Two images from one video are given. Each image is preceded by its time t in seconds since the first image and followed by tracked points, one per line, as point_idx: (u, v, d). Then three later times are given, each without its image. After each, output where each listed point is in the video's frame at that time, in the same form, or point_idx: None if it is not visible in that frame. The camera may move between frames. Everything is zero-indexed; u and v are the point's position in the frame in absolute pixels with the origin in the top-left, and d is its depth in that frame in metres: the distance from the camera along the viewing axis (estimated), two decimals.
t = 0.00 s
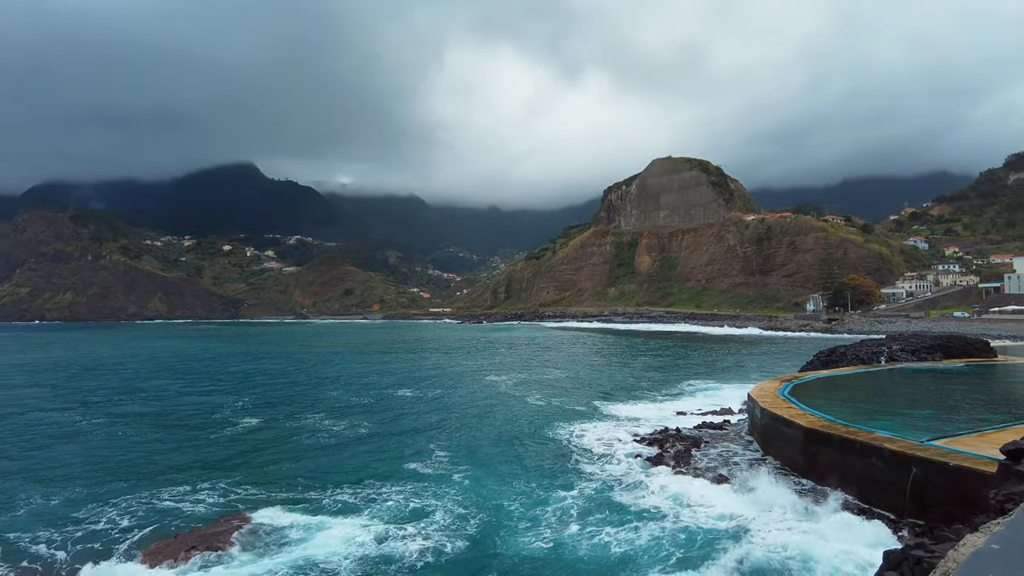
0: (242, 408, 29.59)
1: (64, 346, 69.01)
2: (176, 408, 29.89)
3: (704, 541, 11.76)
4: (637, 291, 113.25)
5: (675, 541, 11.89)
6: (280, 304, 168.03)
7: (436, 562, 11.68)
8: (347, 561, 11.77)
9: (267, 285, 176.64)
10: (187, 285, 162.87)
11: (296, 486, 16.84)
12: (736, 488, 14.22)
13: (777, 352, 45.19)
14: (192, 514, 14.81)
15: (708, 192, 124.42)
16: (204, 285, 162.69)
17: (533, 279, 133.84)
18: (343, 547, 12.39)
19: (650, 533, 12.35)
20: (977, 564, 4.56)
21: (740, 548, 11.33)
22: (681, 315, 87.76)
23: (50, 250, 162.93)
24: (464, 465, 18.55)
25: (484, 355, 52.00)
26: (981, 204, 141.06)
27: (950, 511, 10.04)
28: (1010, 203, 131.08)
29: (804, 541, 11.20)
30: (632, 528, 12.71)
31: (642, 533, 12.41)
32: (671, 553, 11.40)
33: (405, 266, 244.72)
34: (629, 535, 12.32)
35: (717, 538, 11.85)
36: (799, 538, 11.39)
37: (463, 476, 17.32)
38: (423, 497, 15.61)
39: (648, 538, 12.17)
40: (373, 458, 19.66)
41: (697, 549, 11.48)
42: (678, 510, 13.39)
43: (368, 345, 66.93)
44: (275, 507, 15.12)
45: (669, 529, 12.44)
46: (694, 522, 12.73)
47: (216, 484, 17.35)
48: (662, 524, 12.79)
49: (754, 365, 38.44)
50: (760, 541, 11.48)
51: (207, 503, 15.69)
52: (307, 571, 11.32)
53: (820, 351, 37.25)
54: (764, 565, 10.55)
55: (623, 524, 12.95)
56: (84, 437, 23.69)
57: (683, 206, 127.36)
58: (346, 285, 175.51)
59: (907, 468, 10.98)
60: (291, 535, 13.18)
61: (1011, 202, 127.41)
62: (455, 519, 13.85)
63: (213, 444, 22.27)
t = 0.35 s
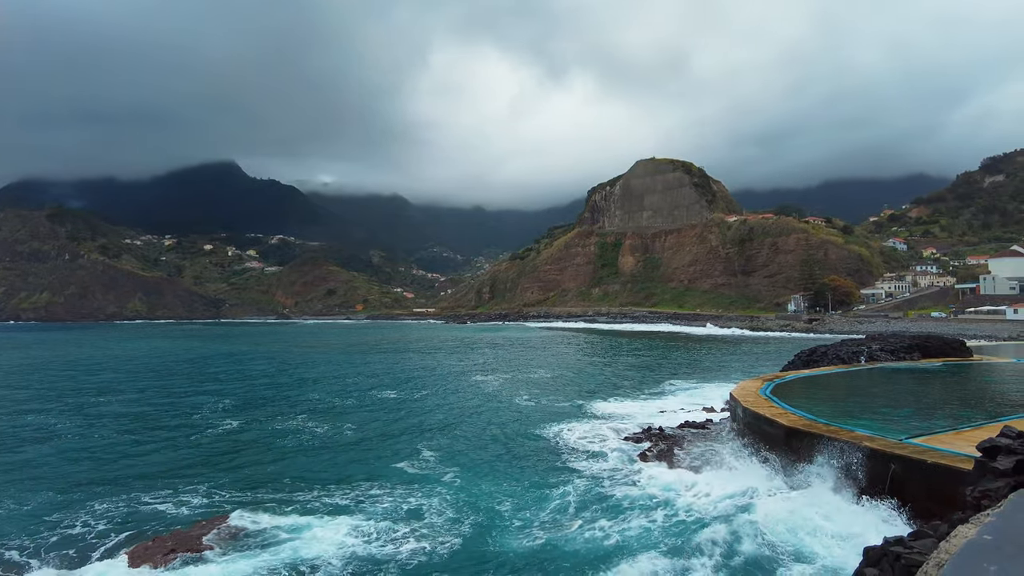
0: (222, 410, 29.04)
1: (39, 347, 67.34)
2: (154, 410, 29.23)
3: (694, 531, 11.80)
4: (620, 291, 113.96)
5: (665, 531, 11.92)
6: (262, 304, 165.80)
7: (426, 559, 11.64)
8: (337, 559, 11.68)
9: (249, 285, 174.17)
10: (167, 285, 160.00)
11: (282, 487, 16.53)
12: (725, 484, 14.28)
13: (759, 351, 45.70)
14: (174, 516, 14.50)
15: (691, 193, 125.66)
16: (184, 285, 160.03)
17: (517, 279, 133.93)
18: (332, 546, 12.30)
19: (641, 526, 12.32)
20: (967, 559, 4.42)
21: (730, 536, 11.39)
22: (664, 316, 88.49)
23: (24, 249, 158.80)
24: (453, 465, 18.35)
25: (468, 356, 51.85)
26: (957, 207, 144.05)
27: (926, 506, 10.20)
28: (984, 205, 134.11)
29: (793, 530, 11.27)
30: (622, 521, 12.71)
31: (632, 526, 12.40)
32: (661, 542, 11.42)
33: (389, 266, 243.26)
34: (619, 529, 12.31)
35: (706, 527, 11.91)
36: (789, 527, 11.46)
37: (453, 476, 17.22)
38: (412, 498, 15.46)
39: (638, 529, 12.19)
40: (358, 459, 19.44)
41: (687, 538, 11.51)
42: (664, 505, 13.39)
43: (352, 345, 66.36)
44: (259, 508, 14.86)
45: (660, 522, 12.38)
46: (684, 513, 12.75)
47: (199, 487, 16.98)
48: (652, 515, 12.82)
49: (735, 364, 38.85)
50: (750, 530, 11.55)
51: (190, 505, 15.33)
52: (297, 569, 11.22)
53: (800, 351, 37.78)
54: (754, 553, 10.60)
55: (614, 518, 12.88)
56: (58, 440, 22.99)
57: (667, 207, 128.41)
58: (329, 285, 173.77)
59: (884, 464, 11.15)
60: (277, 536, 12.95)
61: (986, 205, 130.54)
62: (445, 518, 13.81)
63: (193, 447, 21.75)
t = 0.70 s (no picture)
0: (199, 412, 28.38)
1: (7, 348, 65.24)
2: (129, 412, 28.43)
3: (676, 521, 11.90)
4: (602, 292, 114.59)
5: (648, 522, 12.01)
6: (240, 305, 162.96)
7: (415, 552, 11.67)
8: (324, 554, 11.65)
9: (227, 285, 171.11)
10: (143, 284, 156.41)
11: (264, 489, 16.22)
12: (708, 474, 14.40)
13: (739, 351, 46.32)
14: (151, 520, 14.08)
15: (671, 195, 126.96)
16: (160, 284, 156.59)
17: (499, 279, 133.84)
18: (319, 542, 12.24)
19: (627, 519, 12.37)
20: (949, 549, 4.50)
21: (712, 525, 11.52)
22: (645, 316, 89.15)
23: None
24: (437, 465, 18.23)
25: (451, 356, 51.55)
26: (929, 209, 147.76)
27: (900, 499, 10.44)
28: (956, 208, 137.78)
29: (775, 519, 11.41)
30: (606, 513, 12.78)
31: (618, 519, 12.44)
32: (643, 533, 11.52)
33: (369, 266, 241.03)
34: (605, 522, 12.35)
35: (689, 517, 12.04)
36: (771, 515, 11.60)
37: (437, 475, 17.12)
38: (399, 496, 15.33)
39: (622, 521, 12.26)
40: (340, 460, 19.20)
41: (669, 528, 11.62)
42: (649, 498, 13.45)
43: (331, 345, 65.57)
44: (238, 510, 14.61)
45: (647, 516, 12.44)
46: (668, 505, 12.85)
47: (177, 490, 16.54)
48: (636, 508, 12.89)
49: (715, 364, 39.29)
50: (732, 520, 11.67)
51: (168, 508, 14.94)
52: (285, 565, 11.18)
53: (777, 351, 38.37)
54: (735, 541, 10.73)
55: (599, 513, 12.90)
56: (27, 444, 22.18)
57: (647, 208, 129.45)
58: (308, 285, 171.51)
59: (862, 462, 11.35)
60: (261, 537, 12.70)
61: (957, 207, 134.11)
62: (433, 514, 13.83)
63: (170, 449, 21.20)
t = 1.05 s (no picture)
0: (174, 412, 27.70)
1: None
2: (101, 412, 27.65)
3: (655, 518, 11.81)
4: (582, 290, 115.07)
5: (625, 518, 11.95)
6: (217, 303, 159.78)
7: (397, 545, 11.74)
8: (309, 548, 11.63)
9: (204, 283, 167.77)
10: (117, 282, 152.56)
11: (245, 489, 15.86)
12: (691, 469, 14.43)
13: (718, 349, 46.76)
14: (127, 522, 13.63)
15: (651, 194, 128.11)
16: (135, 282, 153.14)
17: (480, 278, 133.54)
18: (305, 538, 12.13)
19: (609, 512, 12.38)
20: (930, 536, 3.88)
21: (691, 523, 11.42)
22: (625, 314, 89.79)
23: None
24: (420, 462, 18.06)
25: (431, 354, 51.22)
26: (902, 209, 151.26)
27: (878, 491, 10.65)
28: (927, 209, 141.26)
29: (756, 517, 11.34)
30: (583, 508, 12.77)
31: (600, 512, 12.44)
32: (619, 529, 11.44)
33: (349, 264, 238.41)
34: (588, 515, 12.33)
35: (668, 515, 11.94)
36: (752, 513, 11.53)
37: (420, 472, 16.95)
38: (385, 493, 15.16)
39: (599, 516, 12.22)
40: (321, 458, 18.97)
41: (648, 525, 11.53)
42: (630, 493, 13.46)
43: (310, 345, 64.68)
44: (217, 509, 14.37)
45: (628, 508, 12.49)
46: (646, 501, 12.76)
47: (153, 492, 16.02)
48: (613, 504, 12.83)
49: (694, 362, 39.71)
50: (712, 517, 11.60)
51: (144, 510, 14.48)
52: (268, 559, 11.14)
53: (755, 349, 38.89)
54: (714, 540, 10.65)
55: (583, 506, 12.87)
56: None
57: (627, 207, 130.27)
58: (286, 284, 168.98)
59: (839, 459, 11.55)
60: (243, 536, 12.41)
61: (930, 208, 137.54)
62: (418, 507, 13.88)
63: (144, 450, 20.62)
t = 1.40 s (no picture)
0: (153, 404, 27.18)
1: None
2: (77, 404, 27.03)
3: (635, 510, 11.80)
4: (566, 282, 115.38)
5: (604, 510, 11.94)
6: (196, 293, 157.03)
7: (383, 531, 11.76)
8: (295, 536, 11.61)
9: (185, 273, 164.80)
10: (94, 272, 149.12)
11: (227, 482, 15.64)
12: (672, 458, 14.58)
13: (701, 340, 47.30)
14: (106, 515, 13.35)
15: (635, 185, 128.71)
16: (113, 273, 149.91)
17: (464, 269, 133.10)
18: (291, 526, 12.14)
19: (593, 501, 12.47)
20: (913, 517, 3.40)
21: (671, 516, 11.40)
22: (608, 305, 90.34)
23: None
24: (404, 453, 17.96)
25: (415, 346, 51.01)
26: (880, 202, 154.02)
27: (856, 478, 10.96)
28: (904, 202, 144.01)
29: (737, 511, 11.26)
30: (561, 497, 12.81)
31: (583, 502, 12.51)
32: (597, 521, 11.44)
33: (331, 254, 235.92)
34: (571, 504, 12.42)
35: (649, 507, 11.92)
36: (735, 507, 11.46)
37: (404, 462, 16.86)
38: (372, 482, 15.12)
39: (578, 506, 12.24)
40: (304, 450, 18.79)
41: (627, 517, 11.51)
42: (613, 482, 13.52)
43: (292, 336, 64.00)
44: (196, 500, 14.20)
45: (612, 497, 12.59)
46: (627, 494, 12.72)
47: (133, 485, 15.70)
48: (593, 495, 12.83)
49: (676, 352, 40.20)
50: (693, 510, 11.56)
51: (126, 503, 14.21)
52: (253, 547, 11.08)
53: (736, 340, 39.42)
54: (694, 533, 10.62)
55: (565, 495, 12.97)
56: None
57: (611, 198, 130.73)
58: (268, 274, 166.65)
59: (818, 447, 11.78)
60: (227, 526, 12.33)
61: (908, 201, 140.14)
62: (404, 493, 13.93)
63: (123, 443, 20.24)
